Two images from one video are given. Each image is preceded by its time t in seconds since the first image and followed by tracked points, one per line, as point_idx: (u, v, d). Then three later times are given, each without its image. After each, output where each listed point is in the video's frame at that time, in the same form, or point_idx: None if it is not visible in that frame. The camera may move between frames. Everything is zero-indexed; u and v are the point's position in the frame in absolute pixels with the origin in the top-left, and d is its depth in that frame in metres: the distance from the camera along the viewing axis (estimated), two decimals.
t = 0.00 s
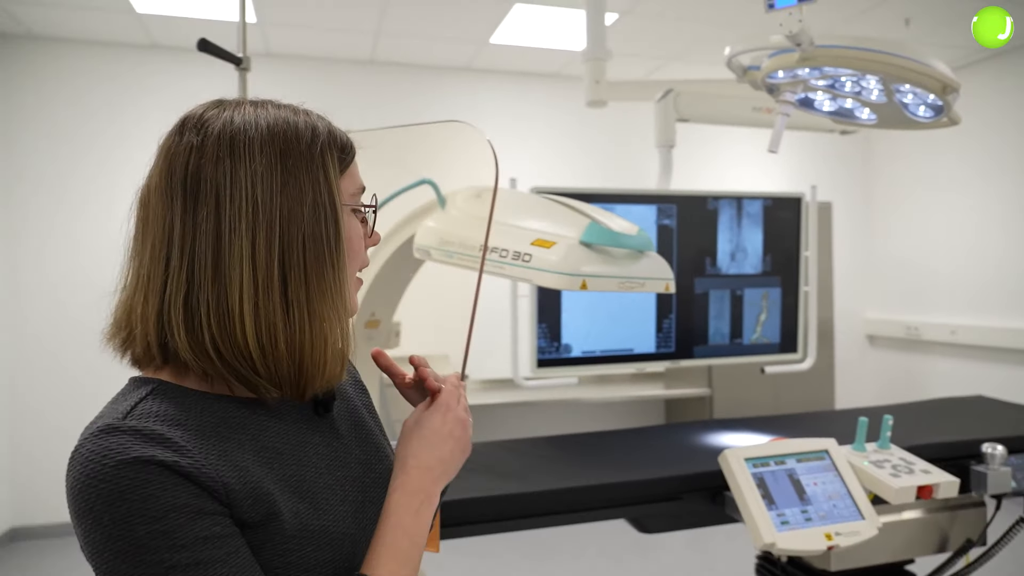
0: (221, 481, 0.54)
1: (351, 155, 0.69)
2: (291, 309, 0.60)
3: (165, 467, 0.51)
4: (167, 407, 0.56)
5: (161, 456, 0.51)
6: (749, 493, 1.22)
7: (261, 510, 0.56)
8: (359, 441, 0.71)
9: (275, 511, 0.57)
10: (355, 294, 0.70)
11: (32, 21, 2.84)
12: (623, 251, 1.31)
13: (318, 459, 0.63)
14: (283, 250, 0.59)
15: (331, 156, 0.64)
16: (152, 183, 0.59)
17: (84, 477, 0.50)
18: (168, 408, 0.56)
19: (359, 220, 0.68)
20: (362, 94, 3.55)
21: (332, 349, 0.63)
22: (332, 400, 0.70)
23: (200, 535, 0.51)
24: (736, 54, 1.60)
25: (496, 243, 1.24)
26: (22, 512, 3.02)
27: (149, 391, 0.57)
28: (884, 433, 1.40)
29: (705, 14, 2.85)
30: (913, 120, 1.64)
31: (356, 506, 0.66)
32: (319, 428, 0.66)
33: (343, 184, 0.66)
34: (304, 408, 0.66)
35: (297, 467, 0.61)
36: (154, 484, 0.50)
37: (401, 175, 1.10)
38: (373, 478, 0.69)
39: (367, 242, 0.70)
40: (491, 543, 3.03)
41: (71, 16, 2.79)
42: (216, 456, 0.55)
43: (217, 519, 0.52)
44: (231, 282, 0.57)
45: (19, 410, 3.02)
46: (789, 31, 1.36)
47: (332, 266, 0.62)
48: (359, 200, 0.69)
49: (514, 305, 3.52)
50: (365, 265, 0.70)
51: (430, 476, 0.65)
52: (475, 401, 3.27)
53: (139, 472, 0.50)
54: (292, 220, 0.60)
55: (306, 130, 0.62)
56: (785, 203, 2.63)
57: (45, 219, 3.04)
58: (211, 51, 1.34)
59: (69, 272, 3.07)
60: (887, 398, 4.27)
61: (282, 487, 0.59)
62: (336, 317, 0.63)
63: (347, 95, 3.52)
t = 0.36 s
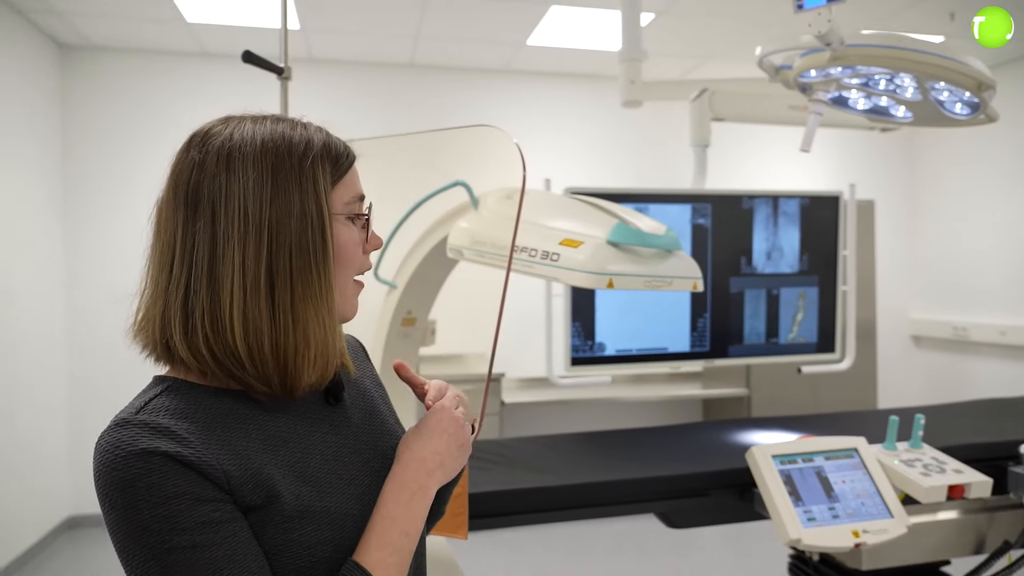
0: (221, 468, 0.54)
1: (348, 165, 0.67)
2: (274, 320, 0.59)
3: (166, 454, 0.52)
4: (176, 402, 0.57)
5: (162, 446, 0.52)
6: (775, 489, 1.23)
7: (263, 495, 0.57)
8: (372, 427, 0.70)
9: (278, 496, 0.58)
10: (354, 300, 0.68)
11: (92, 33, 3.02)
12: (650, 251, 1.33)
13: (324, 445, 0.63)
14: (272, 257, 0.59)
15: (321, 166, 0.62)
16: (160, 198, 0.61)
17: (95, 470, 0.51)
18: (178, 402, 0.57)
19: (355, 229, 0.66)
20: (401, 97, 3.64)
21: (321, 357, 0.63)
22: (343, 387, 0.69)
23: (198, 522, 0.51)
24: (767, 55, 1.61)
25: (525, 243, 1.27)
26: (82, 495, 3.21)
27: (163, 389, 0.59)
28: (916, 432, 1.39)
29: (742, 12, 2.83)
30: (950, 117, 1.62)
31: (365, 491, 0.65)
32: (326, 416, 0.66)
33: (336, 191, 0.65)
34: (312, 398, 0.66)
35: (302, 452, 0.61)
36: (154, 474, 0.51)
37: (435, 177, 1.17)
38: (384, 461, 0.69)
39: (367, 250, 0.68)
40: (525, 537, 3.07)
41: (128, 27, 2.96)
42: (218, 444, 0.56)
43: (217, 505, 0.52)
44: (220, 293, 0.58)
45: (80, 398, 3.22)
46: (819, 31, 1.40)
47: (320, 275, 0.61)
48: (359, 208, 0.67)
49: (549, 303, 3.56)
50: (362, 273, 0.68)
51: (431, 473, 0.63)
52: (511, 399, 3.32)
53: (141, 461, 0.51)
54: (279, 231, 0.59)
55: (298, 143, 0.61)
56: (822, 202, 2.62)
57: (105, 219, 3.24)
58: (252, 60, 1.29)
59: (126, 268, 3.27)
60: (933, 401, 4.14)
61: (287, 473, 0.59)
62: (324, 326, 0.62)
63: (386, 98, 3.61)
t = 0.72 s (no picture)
0: (222, 462, 0.58)
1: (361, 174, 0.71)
2: (285, 318, 0.64)
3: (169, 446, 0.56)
4: (192, 394, 0.62)
5: (168, 439, 0.56)
6: (788, 488, 1.25)
7: (262, 488, 0.61)
8: (378, 424, 0.73)
9: (276, 488, 0.61)
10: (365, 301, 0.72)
11: (127, 40, 3.14)
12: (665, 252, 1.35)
13: (327, 441, 0.67)
14: (284, 261, 0.63)
15: (331, 176, 0.67)
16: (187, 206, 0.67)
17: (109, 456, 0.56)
18: (192, 396, 0.62)
19: (366, 235, 0.70)
20: (423, 98, 3.68)
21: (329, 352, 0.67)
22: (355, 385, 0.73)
23: (194, 512, 0.55)
24: (784, 57, 1.62)
25: (541, 244, 1.30)
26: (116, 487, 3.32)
27: (183, 382, 0.63)
28: (932, 432, 1.40)
29: (763, 11, 2.82)
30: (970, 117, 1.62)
31: (365, 486, 0.68)
32: (332, 413, 0.69)
33: (347, 199, 0.69)
34: (321, 395, 0.70)
35: (305, 446, 0.65)
36: (159, 464, 0.54)
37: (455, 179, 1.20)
38: (387, 458, 0.72)
39: (378, 254, 0.72)
40: (545, 535, 3.10)
41: (160, 34, 3.06)
42: (223, 439, 0.60)
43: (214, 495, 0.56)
44: (236, 290, 0.63)
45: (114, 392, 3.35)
46: (833, 33, 1.41)
47: (327, 278, 0.65)
48: (370, 214, 0.71)
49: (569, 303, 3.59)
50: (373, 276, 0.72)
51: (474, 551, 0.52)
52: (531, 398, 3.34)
53: (147, 452, 0.55)
54: (288, 235, 0.63)
55: (311, 155, 0.66)
56: (845, 202, 2.61)
57: (138, 220, 3.34)
58: (277, 70, 1.27)
59: (159, 267, 3.38)
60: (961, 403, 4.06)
61: (289, 466, 0.63)
62: (331, 325, 0.66)
63: (409, 101, 3.67)
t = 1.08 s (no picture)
0: (249, 437, 0.60)
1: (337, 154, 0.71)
2: (258, 299, 0.66)
3: (199, 416, 0.58)
4: (228, 369, 0.64)
5: (199, 410, 0.59)
6: (792, 482, 1.26)
7: (287, 464, 0.62)
8: (402, 411, 0.74)
9: (300, 465, 0.63)
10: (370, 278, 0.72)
11: (144, 43, 3.20)
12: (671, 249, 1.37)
13: (352, 424, 0.68)
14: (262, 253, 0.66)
15: (297, 160, 0.68)
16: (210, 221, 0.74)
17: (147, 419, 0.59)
18: (229, 370, 0.64)
19: (341, 213, 0.69)
20: (435, 99, 3.71)
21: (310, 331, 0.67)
22: (382, 371, 0.74)
23: (219, 482, 0.57)
24: (791, 54, 1.61)
25: (546, 241, 1.33)
26: (133, 483, 3.39)
27: (220, 358, 0.66)
28: (938, 428, 1.40)
29: (775, 8, 2.81)
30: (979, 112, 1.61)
31: (386, 471, 0.69)
32: (359, 397, 0.71)
33: (318, 181, 0.69)
34: (351, 379, 0.72)
35: (330, 426, 0.66)
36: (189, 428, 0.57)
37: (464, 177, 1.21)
38: (409, 445, 0.72)
39: (365, 229, 0.70)
40: (555, 532, 3.11)
41: (175, 36, 3.12)
42: (253, 414, 0.62)
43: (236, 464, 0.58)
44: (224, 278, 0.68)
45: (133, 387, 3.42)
46: (838, 30, 1.40)
47: (304, 262, 0.67)
48: (350, 191, 0.70)
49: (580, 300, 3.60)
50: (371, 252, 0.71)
51: None
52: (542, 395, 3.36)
53: (180, 419, 0.58)
54: (255, 223, 0.67)
55: (274, 149, 0.68)
56: (857, 199, 2.61)
57: (156, 220, 3.42)
58: (287, 70, 1.29)
59: (175, 266, 3.45)
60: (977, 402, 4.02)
61: (314, 444, 0.64)
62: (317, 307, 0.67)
63: (420, 100, 3.70)
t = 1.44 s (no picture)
0: (242, 419, 0.63)
1: (262, 174, 0.70)
2: (215, 332, 0.68)
3: (196, 398, 0.62)
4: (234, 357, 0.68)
5: (200, 391, 0.62)
6: (792, 478, 1.26)
7: (279, 448, 0.64)
8: (404, 409, 0.74)
9: (292, 451, 0.65)
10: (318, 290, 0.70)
11: (157, 45, 3.25)
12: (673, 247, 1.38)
13: (348, 416, 0.69)
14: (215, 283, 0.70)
15: (229, 197, 0.70)
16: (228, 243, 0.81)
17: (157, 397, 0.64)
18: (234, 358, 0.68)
19: (270, 231, 0.68)
20: (443, 99, 3.74)
21: (266, 353, 0.68)
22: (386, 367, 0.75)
23: (210, 462, 0.60)
24: (795, 53, 1.61)
25: (548, 239, 1.34)
26: (144, 479, 3.44)
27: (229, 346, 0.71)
28: (941, 427, 1.40)
29: (783, 6, 2.81)
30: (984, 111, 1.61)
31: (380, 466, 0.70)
32: (360, 390, 0.72)
33: (250, 209, 0.69)
34: (354, 371, 0.73)
35: (325, 417, 0.68)
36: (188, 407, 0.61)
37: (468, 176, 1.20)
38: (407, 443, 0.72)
39: (303, 244, 0.68)
40: (561, 530, 3.13)
41: (187, 38, 3.16)
42: (251, 399, 0.65)
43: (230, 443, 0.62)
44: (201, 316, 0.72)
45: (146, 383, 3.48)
46: (840, 29, 1.39)
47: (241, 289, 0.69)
48: (281, 207, 0.69)
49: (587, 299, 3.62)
50: (310, 265, 0.69)
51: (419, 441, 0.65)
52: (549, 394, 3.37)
53: (179, 398, 0.62)
54: (209, 265, 0.71)
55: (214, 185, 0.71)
56: (865, 198, 2.61)
57: (168, 219, 3.47)
58: (292, 71, 1.31)
59: (187, 265, 3.50)
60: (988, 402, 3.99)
61: (307, 432, 0.66)
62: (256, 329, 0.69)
63: (429, 101, 3.72)
